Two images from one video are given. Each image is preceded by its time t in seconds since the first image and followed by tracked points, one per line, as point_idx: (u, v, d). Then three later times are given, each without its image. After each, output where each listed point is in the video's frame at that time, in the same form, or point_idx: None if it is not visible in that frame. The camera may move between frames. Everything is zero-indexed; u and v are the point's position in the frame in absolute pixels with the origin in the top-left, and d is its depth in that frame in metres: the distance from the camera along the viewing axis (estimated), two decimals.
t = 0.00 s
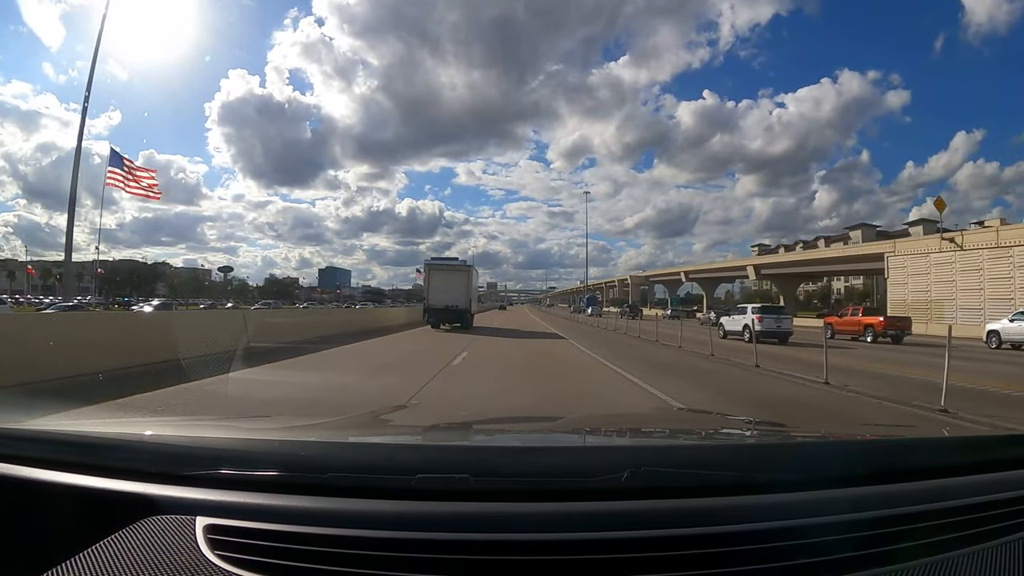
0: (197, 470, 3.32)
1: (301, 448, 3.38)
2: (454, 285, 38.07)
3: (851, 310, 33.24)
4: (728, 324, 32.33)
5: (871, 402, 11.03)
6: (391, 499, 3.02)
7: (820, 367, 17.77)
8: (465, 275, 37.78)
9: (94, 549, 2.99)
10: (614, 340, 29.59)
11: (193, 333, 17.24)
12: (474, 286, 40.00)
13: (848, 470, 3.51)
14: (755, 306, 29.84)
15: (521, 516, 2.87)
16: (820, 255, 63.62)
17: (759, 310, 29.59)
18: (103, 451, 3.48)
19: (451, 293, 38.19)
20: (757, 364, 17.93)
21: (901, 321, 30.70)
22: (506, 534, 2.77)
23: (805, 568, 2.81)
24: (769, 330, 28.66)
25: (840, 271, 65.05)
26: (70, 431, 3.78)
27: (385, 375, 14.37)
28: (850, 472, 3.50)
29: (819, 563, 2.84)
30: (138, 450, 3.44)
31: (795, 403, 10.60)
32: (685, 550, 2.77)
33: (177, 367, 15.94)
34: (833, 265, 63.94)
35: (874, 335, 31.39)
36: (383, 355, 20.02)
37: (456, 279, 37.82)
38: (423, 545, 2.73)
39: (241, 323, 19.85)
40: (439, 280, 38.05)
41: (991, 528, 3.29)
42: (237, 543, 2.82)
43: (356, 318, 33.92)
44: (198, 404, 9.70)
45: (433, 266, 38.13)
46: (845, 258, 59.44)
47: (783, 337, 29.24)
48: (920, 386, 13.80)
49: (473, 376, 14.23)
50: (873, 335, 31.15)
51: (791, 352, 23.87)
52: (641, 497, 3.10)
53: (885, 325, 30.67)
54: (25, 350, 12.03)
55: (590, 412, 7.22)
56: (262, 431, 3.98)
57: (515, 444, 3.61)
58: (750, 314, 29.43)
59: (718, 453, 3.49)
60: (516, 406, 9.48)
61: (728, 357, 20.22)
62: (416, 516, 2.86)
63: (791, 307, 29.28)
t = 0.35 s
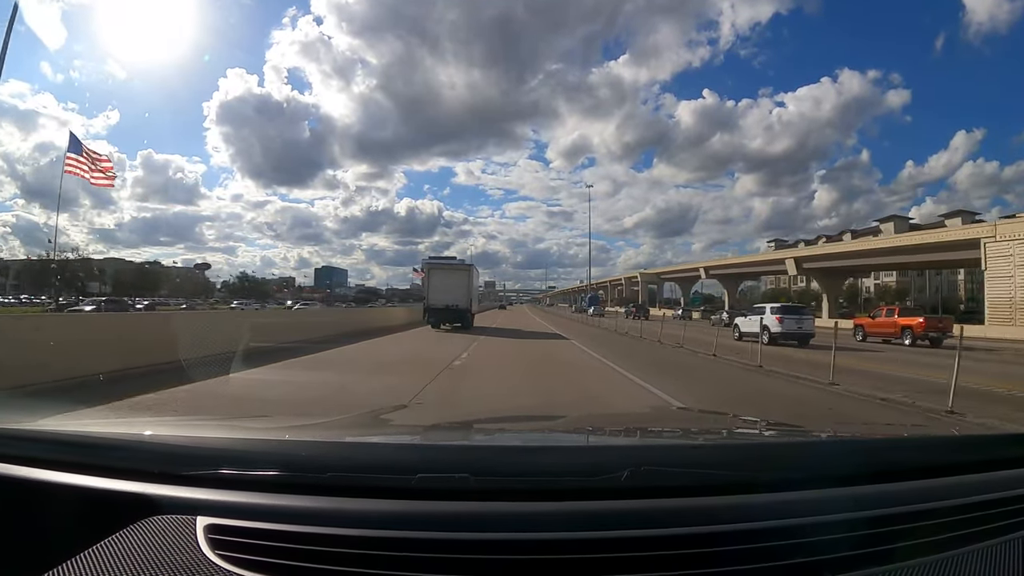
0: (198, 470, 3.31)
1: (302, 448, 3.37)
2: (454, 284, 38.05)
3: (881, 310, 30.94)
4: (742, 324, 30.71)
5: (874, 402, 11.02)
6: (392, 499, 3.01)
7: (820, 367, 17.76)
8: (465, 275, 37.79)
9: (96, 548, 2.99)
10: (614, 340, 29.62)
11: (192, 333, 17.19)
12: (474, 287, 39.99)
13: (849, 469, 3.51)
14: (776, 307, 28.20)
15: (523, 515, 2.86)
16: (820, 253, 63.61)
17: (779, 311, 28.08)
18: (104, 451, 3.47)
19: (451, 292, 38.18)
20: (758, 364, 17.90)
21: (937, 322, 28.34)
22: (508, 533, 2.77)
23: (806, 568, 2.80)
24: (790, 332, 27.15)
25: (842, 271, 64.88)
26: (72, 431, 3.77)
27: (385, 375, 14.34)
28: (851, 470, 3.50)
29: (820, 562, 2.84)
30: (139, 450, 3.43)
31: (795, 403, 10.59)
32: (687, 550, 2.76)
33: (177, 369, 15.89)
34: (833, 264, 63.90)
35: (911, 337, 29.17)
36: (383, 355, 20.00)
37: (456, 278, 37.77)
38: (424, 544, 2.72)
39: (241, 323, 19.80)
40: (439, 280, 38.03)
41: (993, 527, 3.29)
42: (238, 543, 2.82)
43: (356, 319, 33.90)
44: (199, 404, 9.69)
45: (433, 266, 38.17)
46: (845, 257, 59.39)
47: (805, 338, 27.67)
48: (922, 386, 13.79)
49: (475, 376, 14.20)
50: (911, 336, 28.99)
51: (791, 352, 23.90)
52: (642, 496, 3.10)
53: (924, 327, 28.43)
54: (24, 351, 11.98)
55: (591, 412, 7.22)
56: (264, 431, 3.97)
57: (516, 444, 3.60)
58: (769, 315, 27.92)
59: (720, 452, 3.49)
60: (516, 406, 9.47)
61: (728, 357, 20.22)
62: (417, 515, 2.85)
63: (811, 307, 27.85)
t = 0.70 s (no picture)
0: (199, 470, 3.30)
1: (303, 448, 3.35)
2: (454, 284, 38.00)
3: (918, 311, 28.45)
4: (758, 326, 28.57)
5: (878, 401, 10.96)
6: (391, 498, 3.00)
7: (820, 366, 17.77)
8: (465, 274, 37.77)
9: (98, 549, 2.97)
10: (614, 340, 29.61)
11: (193, 334, 17.14)
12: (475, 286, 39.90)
13: (851, 467, 3.50)
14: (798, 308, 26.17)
15: (523, 515, 2.85)
16: (820, 250, 63.51)
17: (800, 312, 25.90)
18: (105, 452, 3.45)
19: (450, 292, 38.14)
20: (758, 364, 17.89)
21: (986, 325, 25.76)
22: (508, 532, 2.76)
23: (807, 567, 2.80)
24: (813, 334, 24.91)
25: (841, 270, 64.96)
26: (73, 431, 3.75)
27: (387, 375, 14.30)
28: (852, 468, 3.50)
29: (822, 561, 2.84)
30: (139, 451, 3.41)
31: (797, 402, 10.59)
32: (689, 548, 2.76)
33: (178, 370, 15.83)
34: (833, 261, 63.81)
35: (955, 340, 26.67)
36: (383, 355, 19.92)
37: (457, 278, 37.74)
38: (424, 545, 2.72)
39: (241, 324, 19.75)
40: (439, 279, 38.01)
41: (994, 525, 3.29)
42: (238, 543, 2.81)
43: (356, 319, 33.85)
44: (200, 405, 9.64)
45: (433, 265, 38.15)
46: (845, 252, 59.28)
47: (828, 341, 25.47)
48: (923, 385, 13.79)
49: (477, 376, 14.18)
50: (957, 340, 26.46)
51: (790, 352, 23.90)
52: (643, 496, 3.10)
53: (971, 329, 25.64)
54: (25, 351, 11.94)
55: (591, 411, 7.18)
56: (264, 431, 3.96)
57: (515, 443, 3.61)
58: (789, 315, 25.76)
59: (720, 451, 3.48)
60: (519, 405, 9.46)
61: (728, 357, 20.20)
62: (418, 515, 2.85)
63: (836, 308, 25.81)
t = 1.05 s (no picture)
0: (199, 470, 3.29)
1: (303, 448, 3.34)
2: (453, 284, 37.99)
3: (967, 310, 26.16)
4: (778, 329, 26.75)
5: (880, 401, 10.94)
6: (391, 498, 3.00)
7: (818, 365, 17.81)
8: (465, 274, 37.79)
9: (98, 548, 2.96)
10: (613, 340, 29.61)
11: (193, 334, 17.08)
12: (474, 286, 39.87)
13: (850, 467, 3.51)
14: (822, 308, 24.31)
15: (523, 515, 2.85)
16: (820, 247, 63.47)
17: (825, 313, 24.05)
18: (105, 451, 3.44)
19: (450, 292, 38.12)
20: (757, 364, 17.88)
21: None
22: (508, 532, 2.76)
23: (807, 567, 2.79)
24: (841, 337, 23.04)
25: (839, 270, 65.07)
26: (73, 430, 3.74)
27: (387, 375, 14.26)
28: (852, 468, 3.50)
29: (822, 560, 2.84)
30: (139, 450, 3.40)
31: (796, 402, 10.59)
32: (689, 548, 2.75)
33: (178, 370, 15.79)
34: (833, 258, 63.84)
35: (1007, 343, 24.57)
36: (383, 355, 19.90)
37: (457, 278, 37.74)
38: (423, 544, 2.71)
39: (242, 323, 19.71)
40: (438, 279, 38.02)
41: (994, 525, 3.29)
42: (238, 541, 2.80)
43: (356, 319, 33.80)
44: (200, 405, 9.60)
45: (433, 265, 38.16)
46: (845, 248, 59.31)
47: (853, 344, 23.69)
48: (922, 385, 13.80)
49: (477, 375, 14.16)
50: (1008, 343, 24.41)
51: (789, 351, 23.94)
52: (643, 495, 3.09)
53: None
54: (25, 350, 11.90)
55: (594, 411, 7.16)
56: (265, 430, 3.95)
57: (514, 443, 3.59)
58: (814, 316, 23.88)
59: (721, 451, 3.48)
60: (520, 405, 9.45)
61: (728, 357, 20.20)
62: (418, 515, 2.84)
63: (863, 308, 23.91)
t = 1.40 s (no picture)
0: (200, 472, 3.27)
1: (304, 449, 3.33)
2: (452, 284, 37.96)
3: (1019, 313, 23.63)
4: (799, 329, 25.41)
5: (880, 400, 10.95)
6: (392, 498, 2.99)
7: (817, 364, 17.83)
8: (464, 274, 37.77)
9: (99, 551, 2.95)
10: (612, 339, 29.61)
11: (193, 336, 17.02)
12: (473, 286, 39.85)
13: (851, 466, 3.50)
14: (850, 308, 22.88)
15: (523, 515, 2.84)
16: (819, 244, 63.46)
17: (853, 312, 22.59)
18: (106, 453, 3.43)
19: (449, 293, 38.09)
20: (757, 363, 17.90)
21: None
22: (508, 533, 2.75)
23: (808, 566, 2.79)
24: (871, 339, 21.54)
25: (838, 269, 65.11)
26: (74, 433, 3.72)
27: (388, 375, 14.23)
28: (853, 467, 3.50)
29: (823, 559, 2.84)
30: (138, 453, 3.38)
31: (795, 401, 10.58)
32: (691, 548, 2.75)
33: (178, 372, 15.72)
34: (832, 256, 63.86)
35: None
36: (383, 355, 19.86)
37: (456, 278, 37.71)
38: (424, 544, 2.71)
39: (242, 324, 19.66)
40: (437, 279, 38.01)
41: (995, 523, 3.28)
42: (240, 543, 2.79)
43: (356, 319, 33.76)
44: (200, 407, 9.57)
45: (432, 265, 38.15)
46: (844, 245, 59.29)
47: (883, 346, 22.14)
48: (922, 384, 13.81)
49: (477, 376, 14.13)
50: None
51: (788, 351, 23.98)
52: (644, 495, 3.09)
53: None
54: (26, 353, 11.87)
55: (594, 411, 7.15)
56: (265, 432, 3.93)
57: (513, 443, 3.58)
58: (840, 316, 22.42)
59: (722, 450, 3.48)
60: (521, 405, 9.45)
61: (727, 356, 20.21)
62: (419, 515, 2.83)
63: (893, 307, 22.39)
